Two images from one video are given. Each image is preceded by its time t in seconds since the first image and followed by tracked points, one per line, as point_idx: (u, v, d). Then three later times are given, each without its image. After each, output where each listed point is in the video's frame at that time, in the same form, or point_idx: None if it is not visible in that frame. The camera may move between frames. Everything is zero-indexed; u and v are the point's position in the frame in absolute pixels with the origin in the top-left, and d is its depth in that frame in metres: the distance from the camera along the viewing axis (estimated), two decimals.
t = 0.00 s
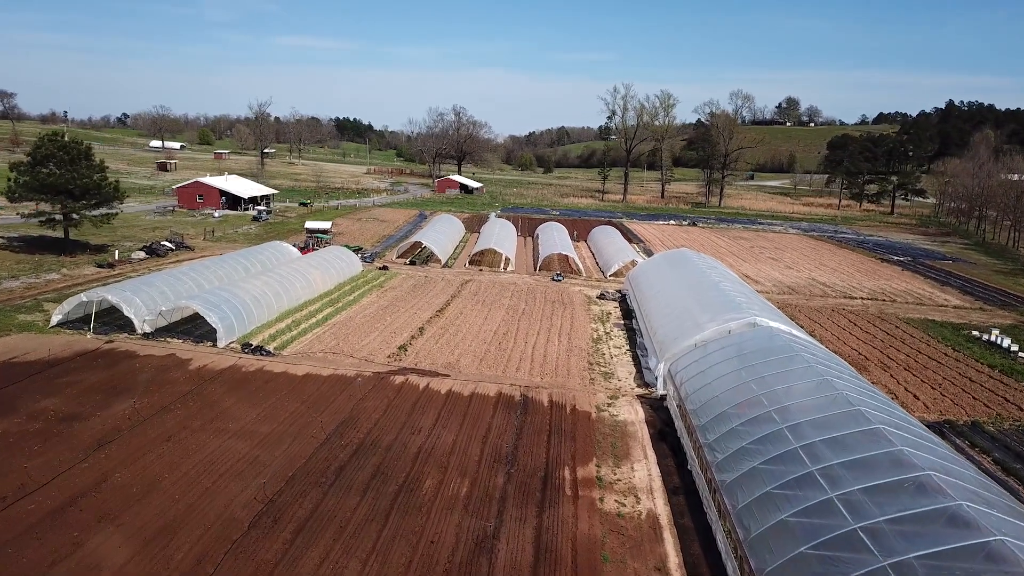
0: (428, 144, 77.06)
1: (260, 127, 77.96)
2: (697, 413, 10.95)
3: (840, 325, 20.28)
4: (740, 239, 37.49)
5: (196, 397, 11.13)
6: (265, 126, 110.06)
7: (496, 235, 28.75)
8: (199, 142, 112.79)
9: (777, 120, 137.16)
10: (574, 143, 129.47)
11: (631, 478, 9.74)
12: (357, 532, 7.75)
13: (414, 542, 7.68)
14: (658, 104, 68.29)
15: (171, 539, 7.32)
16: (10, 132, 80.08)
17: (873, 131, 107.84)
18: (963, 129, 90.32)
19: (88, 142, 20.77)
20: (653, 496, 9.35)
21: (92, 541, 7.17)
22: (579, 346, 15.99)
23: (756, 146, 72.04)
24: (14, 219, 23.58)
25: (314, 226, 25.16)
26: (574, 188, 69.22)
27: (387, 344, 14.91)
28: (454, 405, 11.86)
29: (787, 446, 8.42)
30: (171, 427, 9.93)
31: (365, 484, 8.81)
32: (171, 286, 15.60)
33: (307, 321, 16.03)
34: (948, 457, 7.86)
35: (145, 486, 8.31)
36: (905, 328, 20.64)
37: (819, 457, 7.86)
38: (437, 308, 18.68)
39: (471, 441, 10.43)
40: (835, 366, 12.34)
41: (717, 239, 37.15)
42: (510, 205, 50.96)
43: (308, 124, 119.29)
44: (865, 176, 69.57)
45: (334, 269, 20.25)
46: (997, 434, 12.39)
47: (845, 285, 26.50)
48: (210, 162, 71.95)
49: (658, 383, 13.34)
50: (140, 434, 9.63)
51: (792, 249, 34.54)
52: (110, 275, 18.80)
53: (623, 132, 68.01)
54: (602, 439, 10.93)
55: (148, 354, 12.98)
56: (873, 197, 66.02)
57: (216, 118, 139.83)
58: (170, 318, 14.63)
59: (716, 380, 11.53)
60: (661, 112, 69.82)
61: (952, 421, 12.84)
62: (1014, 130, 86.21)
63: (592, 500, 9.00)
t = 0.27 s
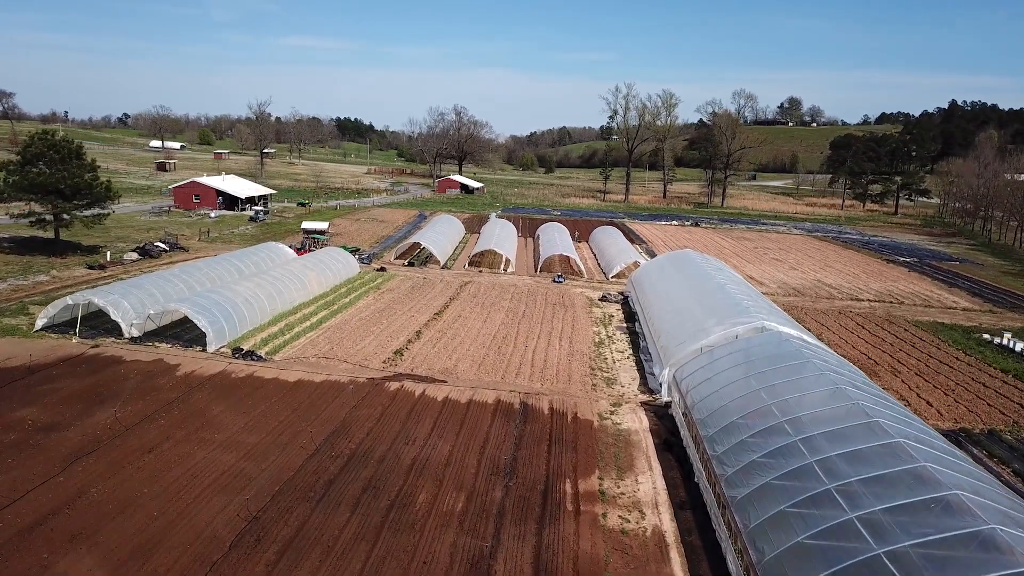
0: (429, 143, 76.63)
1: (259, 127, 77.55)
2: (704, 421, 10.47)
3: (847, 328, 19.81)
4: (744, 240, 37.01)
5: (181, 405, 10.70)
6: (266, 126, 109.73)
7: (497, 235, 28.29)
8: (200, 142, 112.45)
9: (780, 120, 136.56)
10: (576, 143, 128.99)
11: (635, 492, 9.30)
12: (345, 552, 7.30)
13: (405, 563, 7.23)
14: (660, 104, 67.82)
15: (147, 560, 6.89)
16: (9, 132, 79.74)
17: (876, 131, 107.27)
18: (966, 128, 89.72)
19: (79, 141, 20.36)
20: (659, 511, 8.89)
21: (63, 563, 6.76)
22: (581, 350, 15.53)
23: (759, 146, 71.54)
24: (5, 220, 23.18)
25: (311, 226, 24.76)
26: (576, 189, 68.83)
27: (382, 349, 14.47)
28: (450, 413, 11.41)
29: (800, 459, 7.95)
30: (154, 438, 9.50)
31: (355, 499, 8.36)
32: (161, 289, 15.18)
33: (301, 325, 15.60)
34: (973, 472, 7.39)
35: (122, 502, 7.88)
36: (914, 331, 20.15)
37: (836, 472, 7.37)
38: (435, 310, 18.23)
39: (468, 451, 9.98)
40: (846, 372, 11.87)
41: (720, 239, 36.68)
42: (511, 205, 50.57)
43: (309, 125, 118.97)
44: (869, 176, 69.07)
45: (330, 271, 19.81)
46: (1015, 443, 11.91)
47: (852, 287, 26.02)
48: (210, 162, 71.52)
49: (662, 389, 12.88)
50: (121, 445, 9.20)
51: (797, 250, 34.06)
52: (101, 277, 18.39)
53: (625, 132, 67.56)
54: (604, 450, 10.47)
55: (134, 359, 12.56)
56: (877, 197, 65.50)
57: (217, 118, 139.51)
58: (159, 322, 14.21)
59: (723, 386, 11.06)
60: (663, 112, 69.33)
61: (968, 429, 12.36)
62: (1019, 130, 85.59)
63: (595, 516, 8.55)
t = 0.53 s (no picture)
0: (429, 143, 76.12)
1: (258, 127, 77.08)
2: (712, 432, 9.89)
3: (856, 331, 19.26)
4: (747, 240, 36.45)
5: (162, 415, 10.20)
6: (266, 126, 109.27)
7: (496, 236, 27.74)
8: (199, 142, 112.00)
9: (782, 120, 135.89)
10: (577, 143, 128.50)
11: (640, 509, 8.76)
12: None
13: None
14: (662, 103, 67.28)
15: None
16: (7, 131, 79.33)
17: (878, 131, 106.69)
18: (970, 128, 89.09)
19: (67, 139, 19.86)
20: (665, 531, 8.36)
21: None
22: (582, 356, 15.00)
23: (761, 145, 70.97)
24: None
25: (306, 227, 24.25)
26: (577, 189, 68.30)
27: (376, 354, 13.96)
28: (445, 424, 10.88)
29: (817, 478, 7.39)
30: (131, 451, 9.01)
31: (341, 519, 7.84)
32: (147, 292, 14.67)
33: (293, 329, 15.08)
34: (1006, 494, 6.84)
35: (91, 524, 7.39)
36: (925, 334, 19.60)
37: (858, 494, 6.79)
38: (432, 313, 17.70)
39: (463, 465, 9.45)
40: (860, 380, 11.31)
41: (724, 240, 36.14)
42: (511, 206, 50.06)
43: (309, 124, 118.57)
44: (872, 176, 68.45)
45: (324, 273, 19.30)
46: None
47: (858, 289, 25.47)
48: (208, 162, 71.01)
49: (667, 398, 12.35)
50: (95, 460, 8.72)
51: (802, 251, 33.52)
52: (88, 279, 17.89)
53: (626, 132, 67.01)
54: (607, 463, 9.95)
55: (116, 366, 12.04)
56: (881, 197, 64.92)
57: (217, 118, 139.10)
58: (144, 326, 13.71)
59: (731, 394, 10.49)
60: (665, 111, 68.78)
61: (987, 439, 11.81)
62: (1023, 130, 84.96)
63: (597, 537, 8.02)
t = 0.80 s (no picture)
0: (428, 143, 75.70)
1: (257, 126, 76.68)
2: (720, 443, 9.41)
3: (863, 335, 18.80)
4: (750, 241, 35.98)
5: (143, 425, 9.77)
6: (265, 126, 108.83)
7: (495, 236, 27.30)
8: (199, 142, 111.60)
9: (783, 120, 135.36)
10: (577, 142, 128.12)
11: (644, 526, 8.31)
12: None
13: None
14: (663, 103, 66.84)
15: None
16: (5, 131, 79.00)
17: (880, 131, 106.21)
18: (972, 127, 88.59)
19: (56, 138, 19.42)
20: (671, 550, 7.91)
21: None
22: (583, 360, 14.55)
23: (763, 144, 70.49)
24: None
25: (302, 227, 23.81)
26: (577, 188, 67.85)
27: (370, 359, 13.52)
28: (440, 433, 10.42)
29: (834, 496, 6.92)
30: (108, 464, 8.58)
31: (327, 538, 7.39)
32: (134, 295, 14.23)
33: (285, 333, 14.64)
34: None
35: (60, 545, 6.97)
36: (934, 337, 19.13)
37: (879, 514, 6.33)
38: (429, 316, 17.26)
39: (458, 478, 8.99)
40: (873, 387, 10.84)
41: (726, 240, 35.67)
42: (511, 206, 49.61)
43: (309, 124, 118.24)
44: (874, 176, 67.94)
45: (319, 275, 18.85)
46: None
47: (864, 290, 25.01)
48: (207, 162, 70.59)
49: (671, 405, 11.88)
50: (69, 474, 8.29)
51: (805, 251, 33.06)
52: (76, 280, 17.45)
53: (627, 131, 66.54)
54: (609, 476, 9.49)
55: (99, 372, 11.60)
56: (883, 197, 64.45)
57: (217, 118, 138.75)
58: (130, 330, 13.27)
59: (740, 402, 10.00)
60: (666, 111, 68.33)
61: (1005, 449, 11.33)
62: None
63: (599, 556, 7.57)
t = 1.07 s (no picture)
0: (428, 143, 75.18)
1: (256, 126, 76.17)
2: (730, 458, 8.85)
3: (874, 338, 18.23)
4: (754, 241, 35.40)
5: (119, 437, 9.24)
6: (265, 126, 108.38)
7: (494, 237, 26.76)
8: (198, 142, 111.15)
9: (785, 120, 134.69)
10: (578, 142, 127.67)
11: (650, 548, 7.76)
12: None
13: None
14: (665, 102, 66.28)
15: None
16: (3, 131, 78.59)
17: (883, 131, 105.55)
18: (976, 127, 87.92)
19: (42, 136, 18.90)
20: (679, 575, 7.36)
21: None
22: (584, 366, 14.01)
23: (765, 144, 69.89)
24: None
25: (296, 228, 23.27)
26: (578, 188, 67.29)
27: (362, 366, 12.98)
28: (433, 445, 9.88)
29: (859, 520, 6.37)
30: (77, 481, 8.05)
31: (310, 565, 6.84)
32: (117, 298, 13.70)
33: (274, 338, 14.09)
34: None
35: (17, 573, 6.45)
36: (947, 340, 18.55)
37: (910, 543, 5.78)
38: (425, 319, 16.73)
39: (451, 496, 8.44)
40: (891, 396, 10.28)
41: (730, 241, 35.09)
42: (511, 206, 49.06)
43: (309, 125, 117.77)
44: (878, 176, 67.32)
45: (312, 277, 18.31)
46: None
47: (872, 292, 24.44)
48: (205, 162, 70.09)
49: (677, 415, 11.34)
50: (35, 492, 7.77)
51: (810, 252, 32.48)
52: (62, 282, 16.93)
53: (628, 131, 65.97)
54: (612, 492, 8.95)
55: (76, 380, 11.07)
56: (887, 197, 63.85)
57: (217, 118, 138.30)
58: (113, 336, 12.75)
59: (750, 413, 9.43)
60: (668, 110, 67.77)
61: None
62: None
63: None
